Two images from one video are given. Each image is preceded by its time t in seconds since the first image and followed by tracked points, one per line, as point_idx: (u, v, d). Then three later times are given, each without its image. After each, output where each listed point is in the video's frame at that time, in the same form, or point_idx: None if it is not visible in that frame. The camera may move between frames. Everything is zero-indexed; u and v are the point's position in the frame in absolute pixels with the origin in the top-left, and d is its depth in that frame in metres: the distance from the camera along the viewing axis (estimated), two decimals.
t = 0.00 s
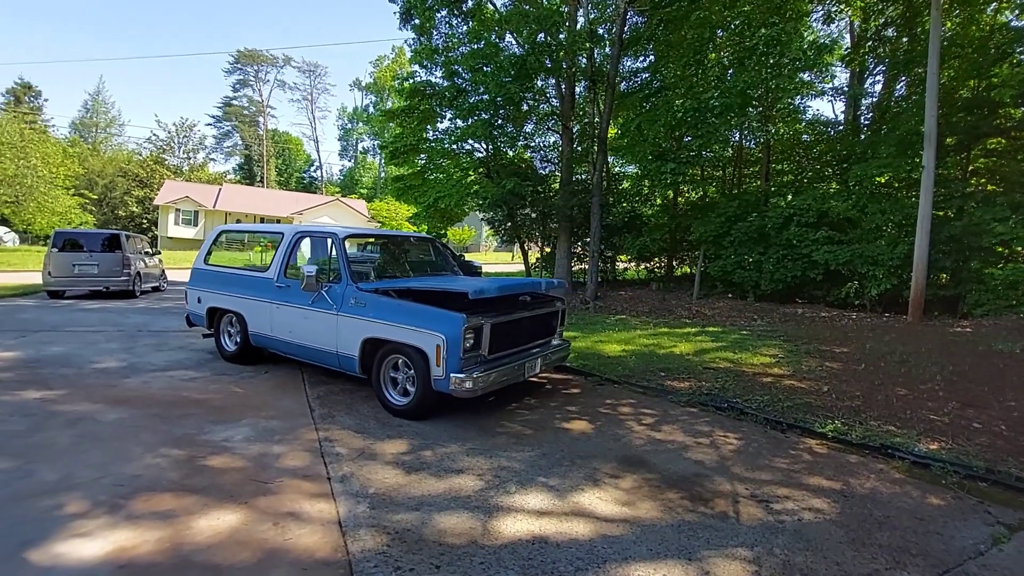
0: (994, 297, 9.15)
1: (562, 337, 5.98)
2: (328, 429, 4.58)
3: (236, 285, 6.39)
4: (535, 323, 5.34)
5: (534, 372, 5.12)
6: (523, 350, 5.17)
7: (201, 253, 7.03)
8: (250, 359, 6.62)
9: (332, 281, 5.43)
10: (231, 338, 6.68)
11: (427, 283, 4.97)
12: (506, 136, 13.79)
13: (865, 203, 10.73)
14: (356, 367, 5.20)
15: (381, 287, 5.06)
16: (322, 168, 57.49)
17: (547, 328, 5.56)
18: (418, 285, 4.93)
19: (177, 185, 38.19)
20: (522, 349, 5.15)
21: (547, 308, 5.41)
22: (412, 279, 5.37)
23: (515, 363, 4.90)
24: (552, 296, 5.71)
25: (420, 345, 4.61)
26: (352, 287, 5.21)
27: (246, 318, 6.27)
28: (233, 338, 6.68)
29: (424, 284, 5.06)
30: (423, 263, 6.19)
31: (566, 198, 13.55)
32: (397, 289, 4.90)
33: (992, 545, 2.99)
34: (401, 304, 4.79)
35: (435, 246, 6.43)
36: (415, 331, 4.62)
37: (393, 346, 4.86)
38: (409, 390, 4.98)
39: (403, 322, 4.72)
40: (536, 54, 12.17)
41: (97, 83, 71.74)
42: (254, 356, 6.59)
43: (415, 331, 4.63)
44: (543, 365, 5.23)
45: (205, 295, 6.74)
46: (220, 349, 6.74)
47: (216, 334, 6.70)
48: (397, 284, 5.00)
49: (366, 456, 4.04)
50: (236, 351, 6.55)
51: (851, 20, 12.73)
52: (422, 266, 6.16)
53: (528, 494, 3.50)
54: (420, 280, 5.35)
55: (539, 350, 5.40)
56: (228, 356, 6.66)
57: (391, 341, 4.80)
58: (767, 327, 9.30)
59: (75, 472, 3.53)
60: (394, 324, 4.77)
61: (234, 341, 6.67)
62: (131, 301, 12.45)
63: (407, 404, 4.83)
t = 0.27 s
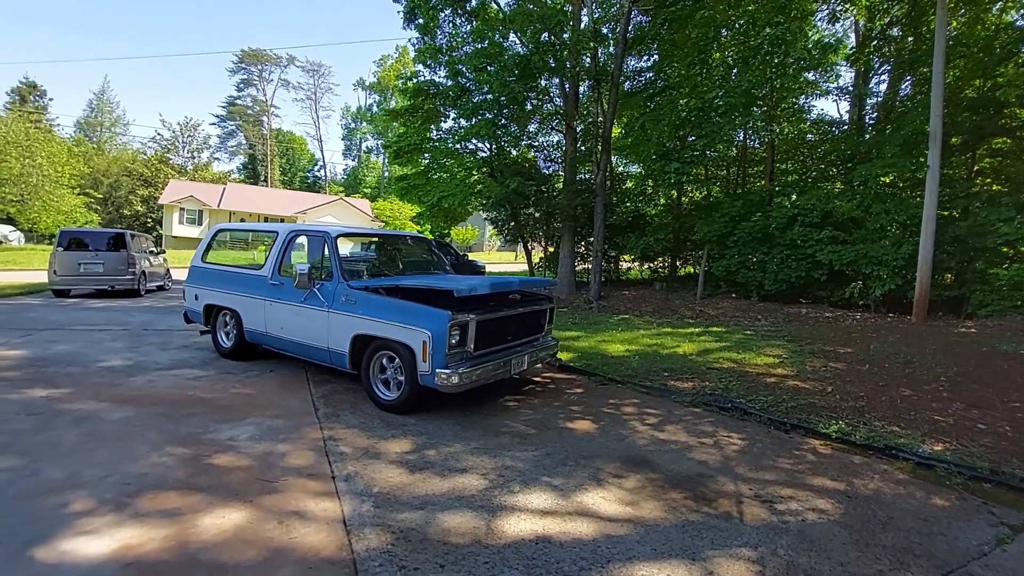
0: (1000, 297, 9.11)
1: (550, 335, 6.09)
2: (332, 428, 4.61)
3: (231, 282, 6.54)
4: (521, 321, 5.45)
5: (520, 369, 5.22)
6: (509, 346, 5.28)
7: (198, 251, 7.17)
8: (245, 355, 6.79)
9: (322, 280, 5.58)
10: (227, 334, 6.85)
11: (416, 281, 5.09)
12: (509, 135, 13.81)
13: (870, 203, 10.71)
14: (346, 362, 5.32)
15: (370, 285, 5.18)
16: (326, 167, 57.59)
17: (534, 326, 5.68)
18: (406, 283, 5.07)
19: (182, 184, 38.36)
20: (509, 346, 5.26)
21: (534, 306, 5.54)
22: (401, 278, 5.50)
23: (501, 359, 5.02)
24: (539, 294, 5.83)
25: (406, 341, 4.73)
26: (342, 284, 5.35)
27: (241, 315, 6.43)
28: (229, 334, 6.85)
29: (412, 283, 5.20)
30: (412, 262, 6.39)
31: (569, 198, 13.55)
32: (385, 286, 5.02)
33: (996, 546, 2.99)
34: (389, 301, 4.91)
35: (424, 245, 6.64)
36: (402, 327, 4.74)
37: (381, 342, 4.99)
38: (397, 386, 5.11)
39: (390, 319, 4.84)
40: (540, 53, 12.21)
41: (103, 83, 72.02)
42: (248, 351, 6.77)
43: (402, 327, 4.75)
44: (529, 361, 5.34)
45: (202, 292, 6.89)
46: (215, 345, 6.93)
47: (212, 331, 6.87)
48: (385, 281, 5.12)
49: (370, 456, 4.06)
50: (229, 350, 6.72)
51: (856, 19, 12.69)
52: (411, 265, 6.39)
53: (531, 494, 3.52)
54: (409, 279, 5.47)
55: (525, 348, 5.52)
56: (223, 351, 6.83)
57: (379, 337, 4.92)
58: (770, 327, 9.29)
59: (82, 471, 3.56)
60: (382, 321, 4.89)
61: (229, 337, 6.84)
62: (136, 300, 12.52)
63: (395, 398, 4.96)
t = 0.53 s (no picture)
0: (1009, 296, 9.02)
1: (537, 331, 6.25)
2: (339, 425, 4.64)
3: (230, 278, 6.77)
4: (505, 317, 5.62)
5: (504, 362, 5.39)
6: (493, 342, 5.44)
7: (200, 248, 7.42)
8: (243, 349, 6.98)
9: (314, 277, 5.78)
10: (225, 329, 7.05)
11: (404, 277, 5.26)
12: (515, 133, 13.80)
13: (879, 202, 10.59)
14: (336, 356, 5.51)
15: (359, 281, 5.36)
16: (332, 166, 57.75)
17: (520, 322, 5.84)
18: (393, 279, 5.25)
19: (190, 183, 38.57)
20: (493, 341, 5.42)
21: (520, 302, 5.69)
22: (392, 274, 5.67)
23: (486, 353, 5.17)
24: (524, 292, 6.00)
25: (393, 335, 4.89)
26: (333, 280, 5.53)
27: (238, 310, 6.64)
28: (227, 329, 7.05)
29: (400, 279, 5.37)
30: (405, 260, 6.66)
31: (575, 196, 13.54)
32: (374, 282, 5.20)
33: (1005, 546, 2.99)
34: (377, 296, 5.09)
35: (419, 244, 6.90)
36: (389, 321, 4.91)
37: (370, 336, 5.16)
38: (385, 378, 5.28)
39: (378, 313, 5.01)
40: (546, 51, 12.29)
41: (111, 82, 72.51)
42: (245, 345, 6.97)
43: (389, 322, 4.92)
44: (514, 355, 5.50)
45: (202, 287, 7.12)
46: (214, 340, 7.12)
47: (211, 326, 7.08)
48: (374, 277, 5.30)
49: (377, 453, 4.09)
50: (228, 342, 6.92)
51: (864, 16, 12.62)
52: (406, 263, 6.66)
53: (537, 492, 3.54)
54: (399, 275, 5.64)
55: (509, 343, 5.68)
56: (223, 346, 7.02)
57: (368, 331, 5.09)
58: (777, 327, 9.25)
59: (93, 467, 3.61)
60: (371, 315, 5.06)
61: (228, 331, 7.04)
62: (145, 298, 12.61)
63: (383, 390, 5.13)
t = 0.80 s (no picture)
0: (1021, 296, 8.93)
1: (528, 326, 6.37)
2: (346, 422, 4.67)
3: (229, 273, 6.96)
4: (495, 312, 5.76)
5: (492, 356, 5.53)
6: (482, 336, 5.59)
7: (201, 245, 7.62)
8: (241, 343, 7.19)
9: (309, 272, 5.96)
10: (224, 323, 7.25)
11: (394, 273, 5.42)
12: (521, 131, 13.76)
13: (888, 199, 10.55)
14: (328, 349, 5.70)
15: (351, 276, 5.53)
16: (338, 164, 57.87)
17: (509, 317, 5.98)
18: (383, 275, 5.42)
19: (197, 181, 38.77)
20: (482, 336, 5.56)
21: (508, 298, 5.83)
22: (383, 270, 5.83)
23: (472, 347, 5.32)
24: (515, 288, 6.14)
25: (382, 329, 5.05)
26: (326, 276, 5.71)
27: (236, 305, 6.84)
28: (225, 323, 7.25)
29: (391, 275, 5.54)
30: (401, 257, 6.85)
31: (581, 194, 13.50)
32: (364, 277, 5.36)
33: (1015, 547, 2.97)
34: (367, 292, 5.25)
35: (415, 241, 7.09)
36: (378, 316, 5.07)
37: (360, 330, 5.33)
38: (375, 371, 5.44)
39: (367, 308, 5.18)
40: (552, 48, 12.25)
41: (120, 81, 72.93)
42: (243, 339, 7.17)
43: (378, 317, 5.08)
44: (503, 349, 5.63)
45: (202, 283, 7.33)
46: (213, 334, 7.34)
47: (210, 320, 7.30)
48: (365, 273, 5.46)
49: (384, 450, 4.12)
50: (226, 336, 7.14)
51: (873, 13, 12.50)
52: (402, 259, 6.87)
53: (543, 489, 3.55)
54: (390, 271, 5.80)
55: (499, 338, 5.82)
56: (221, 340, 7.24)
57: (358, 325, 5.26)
58: (784, 325, 9.22)
59: (103, 462, 3.65)
60: (361, 310, 5.22)
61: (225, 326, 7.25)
62: (153, 295, 12.70)
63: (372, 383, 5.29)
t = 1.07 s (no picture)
0: None
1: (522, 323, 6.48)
2: (353, 419, 4.69)
3: (229, 270, 7.13)
4: (483, 307, 5.88)
5: (480, 351, 5.66)
6: (470, 331, 5.72)
7: (202, 241, 7.80)
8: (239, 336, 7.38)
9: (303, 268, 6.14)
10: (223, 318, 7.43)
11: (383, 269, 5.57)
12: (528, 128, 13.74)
13: (897, 197, 10.50)
14: (321, 343, 5.86)
15: (342, 272, 5.69)
16: (345, 162, 57.98)
17: (497, 313, 6.11)
18: (373, 270, 5.57)
19: (205, 178, 38.92)
20: (470, 330, 5.69)
21: (496, 294, 5.96)
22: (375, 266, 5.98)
23: (459, 341, 5.46)
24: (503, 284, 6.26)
25: (370, 323, 5.21)
26: (318, 272, 5.88)
27: (234, 300, 7.03)
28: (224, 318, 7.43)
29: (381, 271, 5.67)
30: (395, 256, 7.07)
31: (587, 192, 13.47)
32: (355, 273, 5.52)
33: None
34: (356, 286, 5.41)
35: (409, 240, 7.31)
36: (366, 309, 5.23)
37: (350, 324, 5.49)
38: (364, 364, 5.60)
39: (357, 302, 5.34)
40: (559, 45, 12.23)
41: (129, 79, 73.41)
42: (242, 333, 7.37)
43: (366, 311, 5.24)
44: (490, 345, 5.75)
45: (202, 279, 7.52)
46: (212, 328, 7.51)
47: (210, 315, 7.48)
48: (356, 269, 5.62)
49: (390, 447, 4.13)
50: (225, 331, 7.32)
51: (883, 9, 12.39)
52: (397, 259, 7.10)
53: (549, 487, 3.55)
54: (381, 268, 5.95)
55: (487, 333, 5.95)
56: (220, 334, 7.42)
57: (347, 318, 5.42)
58: (791, 324, 9.18)
59: (113, 457, 3.68)
60: (351, 304, 5.38)
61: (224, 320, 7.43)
62: (162, 292, 12.79)
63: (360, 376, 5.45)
